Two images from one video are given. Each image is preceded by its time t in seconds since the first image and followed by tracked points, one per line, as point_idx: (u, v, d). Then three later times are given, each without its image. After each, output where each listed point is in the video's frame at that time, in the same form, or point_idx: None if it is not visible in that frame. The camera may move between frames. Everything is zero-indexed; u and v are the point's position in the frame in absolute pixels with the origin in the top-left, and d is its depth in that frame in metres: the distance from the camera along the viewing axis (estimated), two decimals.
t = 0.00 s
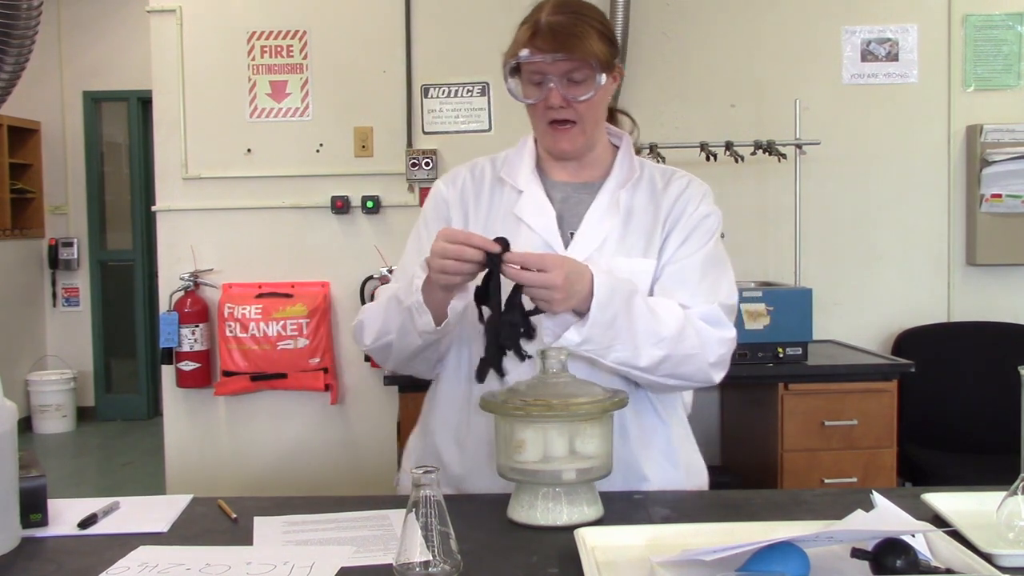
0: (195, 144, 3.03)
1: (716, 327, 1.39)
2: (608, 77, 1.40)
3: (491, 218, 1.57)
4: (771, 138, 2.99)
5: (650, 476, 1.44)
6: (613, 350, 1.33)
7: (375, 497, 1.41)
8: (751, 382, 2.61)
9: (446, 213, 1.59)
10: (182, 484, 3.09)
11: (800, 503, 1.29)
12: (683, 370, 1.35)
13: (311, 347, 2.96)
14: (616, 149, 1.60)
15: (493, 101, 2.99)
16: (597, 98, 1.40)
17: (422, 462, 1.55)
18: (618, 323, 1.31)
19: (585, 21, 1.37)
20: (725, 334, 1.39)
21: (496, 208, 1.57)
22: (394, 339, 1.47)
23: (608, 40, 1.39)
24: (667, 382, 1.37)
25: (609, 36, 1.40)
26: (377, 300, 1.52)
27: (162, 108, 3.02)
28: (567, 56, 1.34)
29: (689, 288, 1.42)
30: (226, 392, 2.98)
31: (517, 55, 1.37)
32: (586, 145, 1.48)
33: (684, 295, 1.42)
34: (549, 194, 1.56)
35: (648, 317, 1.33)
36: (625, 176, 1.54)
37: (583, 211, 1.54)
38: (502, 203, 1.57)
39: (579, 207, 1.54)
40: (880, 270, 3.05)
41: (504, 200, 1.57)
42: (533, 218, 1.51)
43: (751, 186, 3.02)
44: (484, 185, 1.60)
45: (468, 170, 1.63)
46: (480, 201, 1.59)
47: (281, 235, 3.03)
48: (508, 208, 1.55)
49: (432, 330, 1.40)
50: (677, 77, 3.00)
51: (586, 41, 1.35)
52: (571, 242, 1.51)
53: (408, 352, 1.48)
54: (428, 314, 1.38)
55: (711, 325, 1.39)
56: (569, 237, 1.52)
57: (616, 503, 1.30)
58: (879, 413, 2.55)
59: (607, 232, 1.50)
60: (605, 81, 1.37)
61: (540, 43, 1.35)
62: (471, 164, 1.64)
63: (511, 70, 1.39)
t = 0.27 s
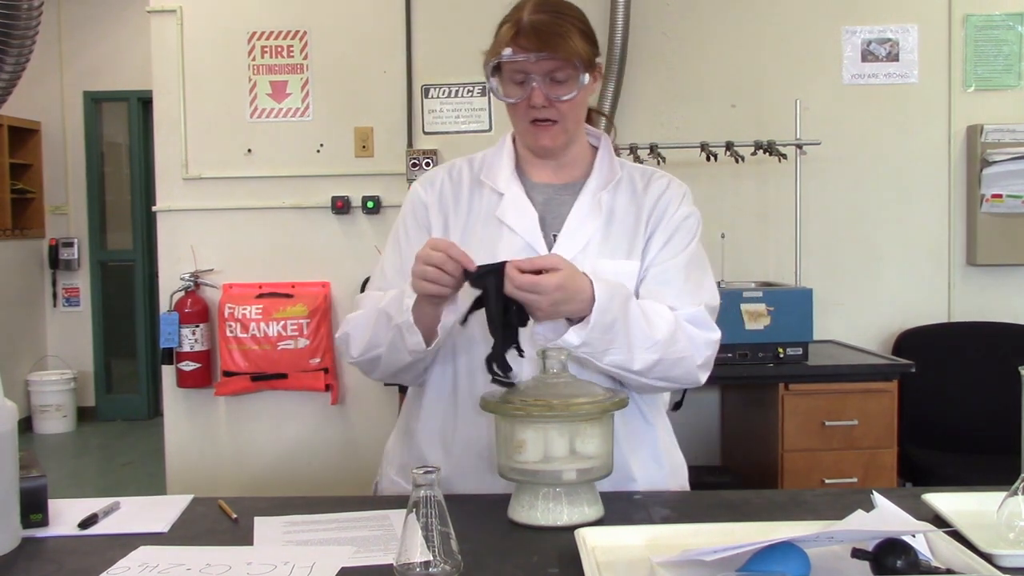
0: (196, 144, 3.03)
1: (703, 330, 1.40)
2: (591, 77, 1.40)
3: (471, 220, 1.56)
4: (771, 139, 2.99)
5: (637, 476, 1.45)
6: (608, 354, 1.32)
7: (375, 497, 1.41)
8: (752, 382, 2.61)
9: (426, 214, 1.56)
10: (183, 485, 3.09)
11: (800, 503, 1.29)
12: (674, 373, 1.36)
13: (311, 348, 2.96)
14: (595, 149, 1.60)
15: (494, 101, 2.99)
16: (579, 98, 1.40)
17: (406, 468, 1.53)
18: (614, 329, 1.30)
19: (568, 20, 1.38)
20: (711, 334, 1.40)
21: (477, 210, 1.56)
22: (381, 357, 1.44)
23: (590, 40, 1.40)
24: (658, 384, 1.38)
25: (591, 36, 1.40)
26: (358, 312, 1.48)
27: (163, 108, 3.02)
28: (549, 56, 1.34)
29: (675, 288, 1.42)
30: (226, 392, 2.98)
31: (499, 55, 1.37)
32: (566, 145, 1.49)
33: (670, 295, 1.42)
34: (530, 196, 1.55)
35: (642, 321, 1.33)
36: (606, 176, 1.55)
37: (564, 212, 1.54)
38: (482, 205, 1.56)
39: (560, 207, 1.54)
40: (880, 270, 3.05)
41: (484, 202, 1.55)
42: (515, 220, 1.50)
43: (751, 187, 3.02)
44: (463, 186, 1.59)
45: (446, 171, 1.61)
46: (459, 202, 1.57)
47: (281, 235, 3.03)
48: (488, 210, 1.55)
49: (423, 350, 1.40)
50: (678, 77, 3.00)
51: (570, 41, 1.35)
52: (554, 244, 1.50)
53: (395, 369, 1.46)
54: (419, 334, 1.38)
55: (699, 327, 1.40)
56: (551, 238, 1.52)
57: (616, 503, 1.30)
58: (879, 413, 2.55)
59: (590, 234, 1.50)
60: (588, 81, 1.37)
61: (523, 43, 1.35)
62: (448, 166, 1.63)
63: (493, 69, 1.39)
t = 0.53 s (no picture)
0: (196, 144, 3.03)
1: (694, 311, 1.41)
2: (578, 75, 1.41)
3: (461, 221, 1.56)
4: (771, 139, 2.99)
5: (632, 472, 1.45)
6: (598, 338, 1.33)
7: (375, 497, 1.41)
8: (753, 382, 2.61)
9: (415, 215, 1.56)
10: (183, 485, 3.09)
11: (800, 503, 1.29)
12: (669, 354, 1.36)
13: (311, 347, 2.96)
14: (581, 145, 1.60)
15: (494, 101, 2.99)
16: (567, 95, 1.40)
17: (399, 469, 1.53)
18: (603, 313, 1.31)
19: (555, 17, 1.38)
20: (705, 316, 1.41)
21: (466, 210, 1.56)
22: (371, 356, 1.44)
23: (577, 37, 1.40)
24: (653, 369, 1.38)
25: (578, 34, 1.41)
26: (345, 309, 1.48)
27: (163, 108, 3.02)
28: (537, 51, 1.34)
29: (665, 276, 1.43)
30: (226, 392, 2.98)
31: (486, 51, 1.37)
32: (554, 144, 1.49)
33: (660, 282, 1.43)
34: (519, 195, 1.55)
35: (630, 305, 1.34)
36: (592, 172, 1.54)
37: (553, 211, 1.54)
38: (471, 206, 1.55)
39: (548, 206, 1.54)
40: (880, 270, 3.05)
41: (474, 203, 1.55)
42: (505, 219, 1.50)
43: (751, 187, 3.02)
44: (452, 187, 1.58)
45: (435, 172, 1.60)
46: (449, 203, 1.57)
47: (281, 235, 3.03)
48: (478, 210, 1.54)
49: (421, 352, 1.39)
50: (678, 76, 3.00)
51: (557, 36, 1.35)
52: (544, 243, 1.50)
53: (384, 368, 1.46)
54: (417, 335, 1.37)
55: (690, 308, 1.41)
56: (541, 238, 1.52)
57: (615, 503, 1.30)
58: (879, 413, 2.55)
59: (578, 231, 1.50)
60: (576, 77, 1.38)
61: (510, 38, 1.35)
62: (436, 166, 1.62)
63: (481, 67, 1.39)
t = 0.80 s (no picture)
0: (196, 144, 3.03)
1: (685, 304, 1.38)
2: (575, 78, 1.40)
3: (459, 218, 1.56)
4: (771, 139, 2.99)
5: (631, 471, 1.45)
6: (585, 334, 1.31)
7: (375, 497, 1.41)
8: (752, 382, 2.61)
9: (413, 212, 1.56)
10: (183, 485, 3.09)
11: (800, 503, 1.29)
12: (659, 348, 1.34)
13: (311, 347, 2.96)
14: (580, 144, 1.60)
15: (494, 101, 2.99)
16: (565, 98, 1.40)
17: (399, 467, 1.53)
18: (588, 307, 1.30)
19: (553, 19, 1.38)
20: (695, 309, 1.38)
21: (465, 208, 1.56)
22: (351, 337, 1.40)
23: (575, 40, 1.40)
24: (645, 363, 1.36)
25: (576, 36, 1.41)
26: (336, 284, 1.44)
27: (163, 109, 3.02)
28: (535, 55, 1.34)
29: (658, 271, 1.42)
30: (226, 392, 2.98)
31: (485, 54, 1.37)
32: (553, 146, 1.49)
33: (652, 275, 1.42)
34: (518, 193, 1.56)
35: (617, 299, 1.32)
36: (590, 169, 1.55)
37: (551, 209, 1.54)
38: (471, 204, 1.55)
39: (546, 204, 1.55)
40: (880, 270, 3.05)
41: (473, 201, 1.55)
42: (504, 218, 1.50)
43: (751, 187, 3.02)
44: (451, 184, 1.59)
45: (436, 169, 1.61)
46: (448, 200, 1.57)
47: (281, 235, 3.03)
48: (477, 208, 1.54)
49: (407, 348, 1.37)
50: (678, 77, 3.00)
51: (555, 40, 1.35)
52: (541, 241, 1.51)
53: (359, 351, 1.42)
54: (409, 332, 1.35)
55: (681, 301, 1.38)
56: (539, 236, 1.52)
57: (615, 503, 1.30)
58: (879, 413, 2.55)
59: (575, 229, 1.50)
60: (574, 81, 1.38)
61: (508, 42, 1.35)
62: (437, 164, 1.63)
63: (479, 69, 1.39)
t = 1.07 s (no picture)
0: (196, 144, 3.03)
1: (682, 320, 1.40)
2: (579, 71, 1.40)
3: (469, 221, 1.55)
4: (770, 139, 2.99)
5: (630, 474, 1.45)
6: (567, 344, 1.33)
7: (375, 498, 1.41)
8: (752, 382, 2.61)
9: (421, 215, 1.57)
10: (182, 485, 3.09)
11: (800, 503, 1.29)
12: (644, 364, 1.35)
13: (311, 348, 2.96)
14: (587, 146, 1.60)
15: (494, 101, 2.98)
16: (569, 92, 1.39)
17: (404, 468, 1.54)
18: (576, 317, 1.31)
19: (555, 15, 1.38)
20: (692, 325, 1.40)
21: (474, 210, 1.56)
22: (387, 361, 1.43)
23: (578, 34, 1.40)
24: (627, 377, 1.37)
25: (579, 31, 1.40)
26: (359, 313, 1.46)
27: (163, 109, 3.02)
28: (537, 49, 1.34)
29: (658, 284, 1.43)
30: (226, 392, 2.97)
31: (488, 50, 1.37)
32: (559, 143, 1.48)
33: (650, 286, 1.43)
34: (524, 195, 1.55)
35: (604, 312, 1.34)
36: (599, 172, 1.55)
37: (557, 212, 1.54)
38: (477, 207, 1.55)
39: (552, 206, 1.54)
40: (880, 270, 3.05)
41: (479, 204, 1.55)
42: (510, 221, 1.50)
43: (751, 187, 3.02)
44: (458, 187, 1.59)
45: (443, 172, 1.61)
46: (455, 203, 1.57)
47: (281, 235, 3.03)
48: (483, 211, 1.54)
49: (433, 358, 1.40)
50: (678, 77, 3.00)
51: (556, 34, 1.34)
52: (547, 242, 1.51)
53: (400, 373, 1.46)
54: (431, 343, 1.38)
55: (677, 316, 1.40)
56: (545, 237, 1.52)
57: (616, 504, 1.30)
58: (878, 413, 2.55)
59: (581, 231, 1.50)
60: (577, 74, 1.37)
61: (511, 37, 1.35)
62: (445, 166, 1.63)
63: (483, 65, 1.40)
